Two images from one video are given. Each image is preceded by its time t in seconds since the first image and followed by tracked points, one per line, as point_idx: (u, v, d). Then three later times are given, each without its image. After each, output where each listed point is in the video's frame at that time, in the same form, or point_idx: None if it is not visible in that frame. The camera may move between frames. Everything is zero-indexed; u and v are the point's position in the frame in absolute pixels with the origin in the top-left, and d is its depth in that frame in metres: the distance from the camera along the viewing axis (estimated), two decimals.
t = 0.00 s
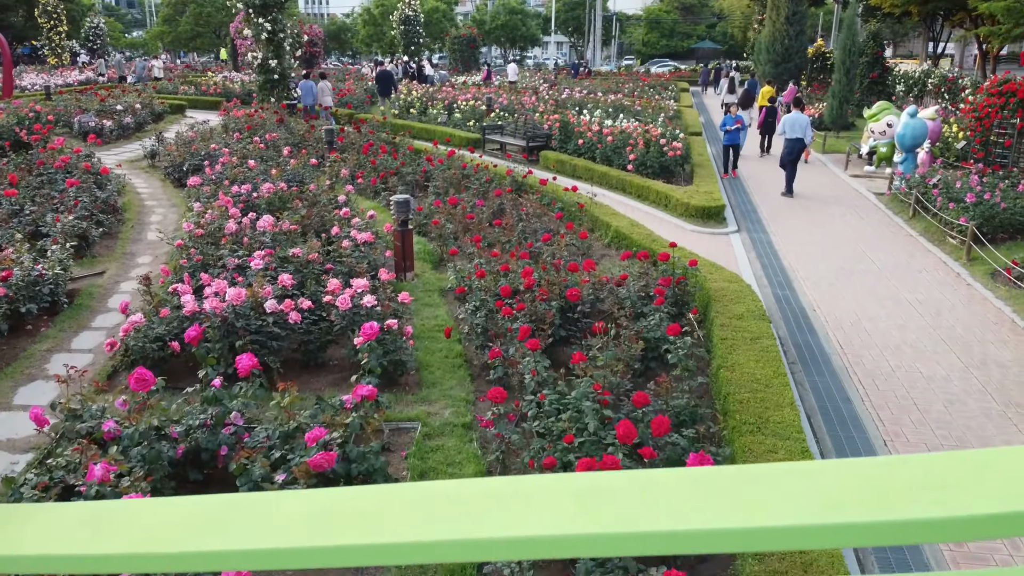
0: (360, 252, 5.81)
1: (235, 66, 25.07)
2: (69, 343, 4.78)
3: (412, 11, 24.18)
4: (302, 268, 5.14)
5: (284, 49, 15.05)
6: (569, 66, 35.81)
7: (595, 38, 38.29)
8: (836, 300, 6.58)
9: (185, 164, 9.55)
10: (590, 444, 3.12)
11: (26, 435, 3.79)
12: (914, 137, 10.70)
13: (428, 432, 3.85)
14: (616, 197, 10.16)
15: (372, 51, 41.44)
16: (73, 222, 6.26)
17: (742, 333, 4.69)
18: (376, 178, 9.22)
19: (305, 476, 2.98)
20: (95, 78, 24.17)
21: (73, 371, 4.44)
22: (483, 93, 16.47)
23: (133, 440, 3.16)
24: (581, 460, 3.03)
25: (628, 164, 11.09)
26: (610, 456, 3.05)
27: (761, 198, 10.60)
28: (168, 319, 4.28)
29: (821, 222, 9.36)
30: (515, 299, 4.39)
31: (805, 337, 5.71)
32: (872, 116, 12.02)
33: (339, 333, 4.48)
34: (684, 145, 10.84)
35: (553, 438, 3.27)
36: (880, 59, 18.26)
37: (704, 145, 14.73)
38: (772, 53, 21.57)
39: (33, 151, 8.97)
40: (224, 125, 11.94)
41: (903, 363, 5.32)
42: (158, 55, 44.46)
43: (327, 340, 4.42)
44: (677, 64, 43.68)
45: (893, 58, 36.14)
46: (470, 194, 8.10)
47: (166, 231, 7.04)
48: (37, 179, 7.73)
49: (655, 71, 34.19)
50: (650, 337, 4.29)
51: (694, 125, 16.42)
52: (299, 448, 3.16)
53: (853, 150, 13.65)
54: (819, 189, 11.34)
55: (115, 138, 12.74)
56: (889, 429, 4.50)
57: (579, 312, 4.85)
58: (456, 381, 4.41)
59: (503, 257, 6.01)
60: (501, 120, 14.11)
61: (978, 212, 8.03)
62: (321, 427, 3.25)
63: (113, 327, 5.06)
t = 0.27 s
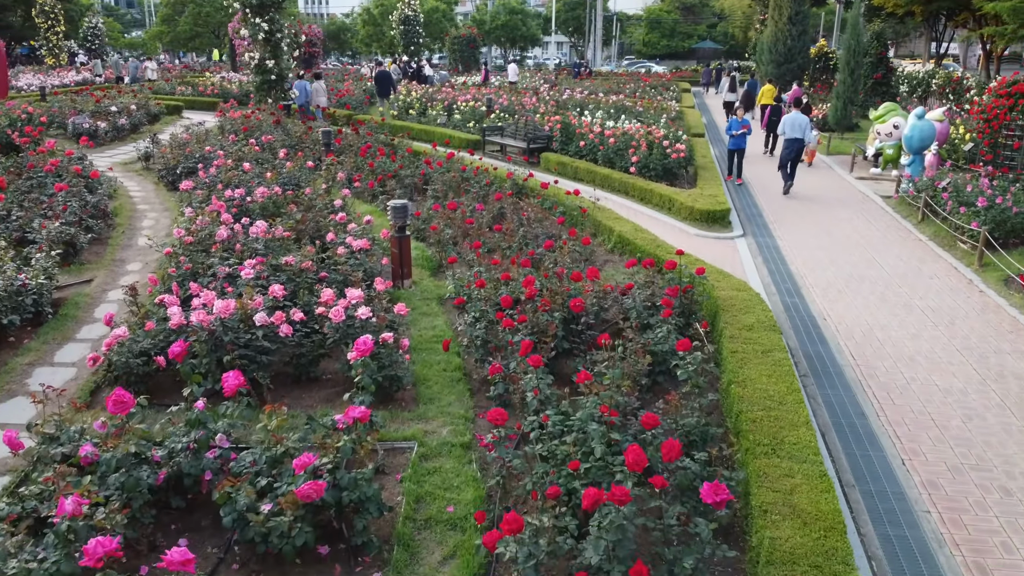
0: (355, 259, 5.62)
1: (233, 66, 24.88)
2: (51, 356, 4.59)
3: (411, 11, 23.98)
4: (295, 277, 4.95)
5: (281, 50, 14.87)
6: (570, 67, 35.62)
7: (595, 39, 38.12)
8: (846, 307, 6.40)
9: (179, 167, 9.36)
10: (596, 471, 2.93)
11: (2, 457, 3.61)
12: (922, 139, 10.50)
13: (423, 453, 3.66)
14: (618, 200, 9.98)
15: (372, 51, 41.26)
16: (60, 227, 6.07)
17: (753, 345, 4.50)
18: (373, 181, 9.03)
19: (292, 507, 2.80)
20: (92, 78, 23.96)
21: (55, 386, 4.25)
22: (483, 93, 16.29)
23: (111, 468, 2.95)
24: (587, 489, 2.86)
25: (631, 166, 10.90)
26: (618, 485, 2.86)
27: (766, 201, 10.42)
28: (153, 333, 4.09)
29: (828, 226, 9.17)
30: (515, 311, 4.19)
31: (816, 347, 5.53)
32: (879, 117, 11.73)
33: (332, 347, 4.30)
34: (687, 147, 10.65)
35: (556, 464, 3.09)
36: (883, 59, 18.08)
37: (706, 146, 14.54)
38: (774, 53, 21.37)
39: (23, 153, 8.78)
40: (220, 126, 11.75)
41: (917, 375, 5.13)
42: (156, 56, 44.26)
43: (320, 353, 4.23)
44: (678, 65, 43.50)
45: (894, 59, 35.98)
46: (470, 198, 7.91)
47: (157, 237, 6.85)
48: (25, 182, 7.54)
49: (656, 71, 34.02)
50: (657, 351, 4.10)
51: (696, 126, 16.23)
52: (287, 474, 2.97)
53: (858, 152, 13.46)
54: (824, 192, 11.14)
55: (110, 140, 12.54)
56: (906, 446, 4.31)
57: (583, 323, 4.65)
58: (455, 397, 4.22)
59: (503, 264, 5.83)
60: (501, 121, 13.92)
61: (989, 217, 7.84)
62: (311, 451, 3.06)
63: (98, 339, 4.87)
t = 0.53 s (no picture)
0: (351, 267, 5.44)
1: (231, 66, 24.70)
2: (32, 371, 4.40)
3: (411, 11, 23.79)
4: (287, 287, 4.77)
5: (278, 50, 14.68)
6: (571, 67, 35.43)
7: (596, 39, 37.93)
8: (857, 316, 6.21)
9: (173, 170, 9.17)
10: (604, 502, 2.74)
11: None
12: (930, 141, 10.30)
13: (420, 476, 3.47)
14: (621, 204, 9.79)
15: (371, 51, 41.10)
16: (45, 234, 5.88)
17: (764, 359, 4.31)
18: (371, 185, 8.85)
19: (278, 542, 2.62)
20: (89, 79, 23.78)
21: (34, 404, 4.06)
22: (483, 94, 16.10)
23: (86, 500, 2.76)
24: (594, 522, 2.67)
25: (633, 169, 10.71)
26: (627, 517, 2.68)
27: (771, 204, 10.23)
28: (137, 348, 3.90)
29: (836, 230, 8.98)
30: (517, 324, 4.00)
31: (827, 359, 5.34)
32: (885, 120, 11.59)
33: (325, 361, 4.11)
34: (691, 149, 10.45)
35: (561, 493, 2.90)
36: (887, 59, 17.88)
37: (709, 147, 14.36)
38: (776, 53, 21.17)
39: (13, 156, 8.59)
40: (216, 128, 11.56)
41: (934, 388, 4.95)
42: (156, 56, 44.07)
43: (311, 368, 4.04)
44: (679, 65, 43.33)
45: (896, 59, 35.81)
46: (470, 202, 7.73)
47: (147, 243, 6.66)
48: (14, 186, 7.36)
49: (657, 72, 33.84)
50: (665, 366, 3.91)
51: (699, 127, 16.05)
52: (273, 505, 2.79)
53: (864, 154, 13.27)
54: (830, 194, 10.96)
55: (104, 142, 12.35)
56: (925, 465, 4.12)
57: (587, 335, 4.46)
58: (453, 414, 4.04)
59: (504, 271, 5.64)
60: (501, 123, 13.73)
61: (1002, 222, 7.65)
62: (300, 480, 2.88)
63: (81, 352, 4.67)
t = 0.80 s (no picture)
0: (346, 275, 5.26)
1: (230, 67, 24.52)
2: (12, 386, 4.21)
3: (411, 11, 23.59)
4: (280, 297, 4.58)
5: (276, 50, 14.49)
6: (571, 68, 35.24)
7: (596, 39, 37.73)
8: (869, 325, 6.02)
9: (167, 173, 8.99)
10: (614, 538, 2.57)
11: None
12: (938, 143, 10.11)
13: (416, 501, 3.29)
14: (624, 207, 9.61)
15: (371, 51, 40.91)
16: (31, 241, 5.70)
17: (776, 373, 4.13)
18: (369, 188, 8.67)
19: None
20: (87, 79, 23.59)
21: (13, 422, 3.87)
22: (483, 95, 15.91)
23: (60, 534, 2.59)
24: (603, 559, 2.50)
25: (636, 171, 10.53)
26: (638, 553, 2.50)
27: (777, 208, 10.05)
28: (120, 365, 3.72)
29: (843, 235, 8.79)
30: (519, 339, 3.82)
31: (840, 371, 5.16)
32: (890, 120, 11.33)
33: (318, 377, 3.93)
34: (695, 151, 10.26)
35: (567, 525, 2.72)
36: (892, 60, 17.69)
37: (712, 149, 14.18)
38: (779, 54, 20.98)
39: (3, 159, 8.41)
40: (211, 129, 11.38)
41: (951, 402, 4.77)
42: (154, 56, 43.86)
43: (303, 385, 3.86)
44: (680, 65, 43.13)
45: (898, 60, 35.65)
46: (469, 206, 7.55)
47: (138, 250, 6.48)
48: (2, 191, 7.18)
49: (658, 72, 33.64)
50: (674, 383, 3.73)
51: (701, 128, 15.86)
52: (260, 538, 2.61)
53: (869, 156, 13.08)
54: (836, 197, 10.77)
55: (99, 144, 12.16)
56: (946, 486, 3.94)
57: (592, 348, 4.28)
58: (452, 432, 3.86)
59: (505, 279, 5.46)
60: (502, 124, 13.55)
61: (1014, 227, 7.46)
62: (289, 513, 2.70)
63: (64, 366, 4.48)
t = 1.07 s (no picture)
0: (342, 283, 5.08)
1: (228, 67, 24.34)
2: None
3: (411, 11, 23.41)
4: (272, 308, 4.40)
5: (274, 50, 14.31)
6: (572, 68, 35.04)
7: (597, 39, 37.55)
8: (881, 333, 5.85)
9: (161, 176, 8.81)
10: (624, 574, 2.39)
11: None
12: (946, 145, 9.93)
13: (412, 527, 3.12)
14: (627, 210, 9.43)
15: (370, 51, 40.73)
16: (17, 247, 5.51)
17: (790, 388, 3.96)
18: (367, 191, 8.49)
19: None
20: (84, 79, 23.42)
21: None
22: (483, 95, 15.74)
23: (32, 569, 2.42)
24: None
25: (639, 174, 10.36)
26: None
27: (782, 211, 9.87)
28: (101, 382, 3.54)
29: (852, 239, 8.62)
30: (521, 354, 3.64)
31: (853, 383, 4.99)
32: (897, 122, 11.15)
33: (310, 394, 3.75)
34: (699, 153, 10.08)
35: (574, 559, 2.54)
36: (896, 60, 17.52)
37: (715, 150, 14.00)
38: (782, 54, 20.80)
39: None
40: (207, 130, 11.20)
41: (969, 416, 4.59)
42: (153, 56, 43.67)
43: (295, 401, 3.68)
44: (681, 65, 42.96)
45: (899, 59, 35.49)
46: (469, 210, 7.37)
47: (129, 257, 6.30)
48: None
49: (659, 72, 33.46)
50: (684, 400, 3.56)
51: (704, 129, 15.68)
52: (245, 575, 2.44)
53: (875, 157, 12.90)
54: (841, 199, 10.59)
55: (93, 146, 11.98)
56: (968, 507, 3.77)
57: (596, 362, 4.10)
58: (451, 451, 3.69)
59: (506, 287, 5.29)
60: (502, 125, 13.37)
61: None
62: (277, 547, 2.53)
63: (46, 381, 4.30)
